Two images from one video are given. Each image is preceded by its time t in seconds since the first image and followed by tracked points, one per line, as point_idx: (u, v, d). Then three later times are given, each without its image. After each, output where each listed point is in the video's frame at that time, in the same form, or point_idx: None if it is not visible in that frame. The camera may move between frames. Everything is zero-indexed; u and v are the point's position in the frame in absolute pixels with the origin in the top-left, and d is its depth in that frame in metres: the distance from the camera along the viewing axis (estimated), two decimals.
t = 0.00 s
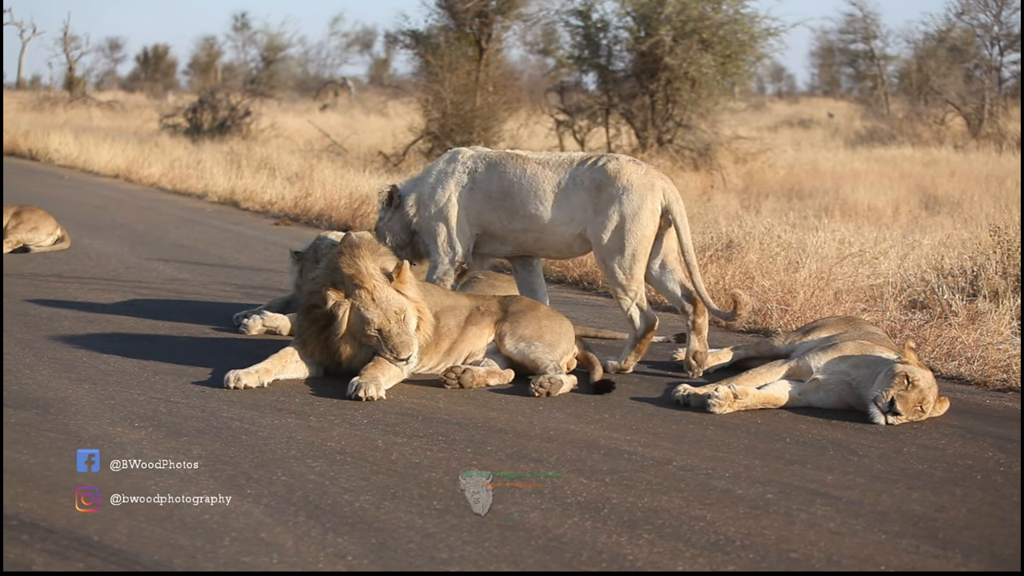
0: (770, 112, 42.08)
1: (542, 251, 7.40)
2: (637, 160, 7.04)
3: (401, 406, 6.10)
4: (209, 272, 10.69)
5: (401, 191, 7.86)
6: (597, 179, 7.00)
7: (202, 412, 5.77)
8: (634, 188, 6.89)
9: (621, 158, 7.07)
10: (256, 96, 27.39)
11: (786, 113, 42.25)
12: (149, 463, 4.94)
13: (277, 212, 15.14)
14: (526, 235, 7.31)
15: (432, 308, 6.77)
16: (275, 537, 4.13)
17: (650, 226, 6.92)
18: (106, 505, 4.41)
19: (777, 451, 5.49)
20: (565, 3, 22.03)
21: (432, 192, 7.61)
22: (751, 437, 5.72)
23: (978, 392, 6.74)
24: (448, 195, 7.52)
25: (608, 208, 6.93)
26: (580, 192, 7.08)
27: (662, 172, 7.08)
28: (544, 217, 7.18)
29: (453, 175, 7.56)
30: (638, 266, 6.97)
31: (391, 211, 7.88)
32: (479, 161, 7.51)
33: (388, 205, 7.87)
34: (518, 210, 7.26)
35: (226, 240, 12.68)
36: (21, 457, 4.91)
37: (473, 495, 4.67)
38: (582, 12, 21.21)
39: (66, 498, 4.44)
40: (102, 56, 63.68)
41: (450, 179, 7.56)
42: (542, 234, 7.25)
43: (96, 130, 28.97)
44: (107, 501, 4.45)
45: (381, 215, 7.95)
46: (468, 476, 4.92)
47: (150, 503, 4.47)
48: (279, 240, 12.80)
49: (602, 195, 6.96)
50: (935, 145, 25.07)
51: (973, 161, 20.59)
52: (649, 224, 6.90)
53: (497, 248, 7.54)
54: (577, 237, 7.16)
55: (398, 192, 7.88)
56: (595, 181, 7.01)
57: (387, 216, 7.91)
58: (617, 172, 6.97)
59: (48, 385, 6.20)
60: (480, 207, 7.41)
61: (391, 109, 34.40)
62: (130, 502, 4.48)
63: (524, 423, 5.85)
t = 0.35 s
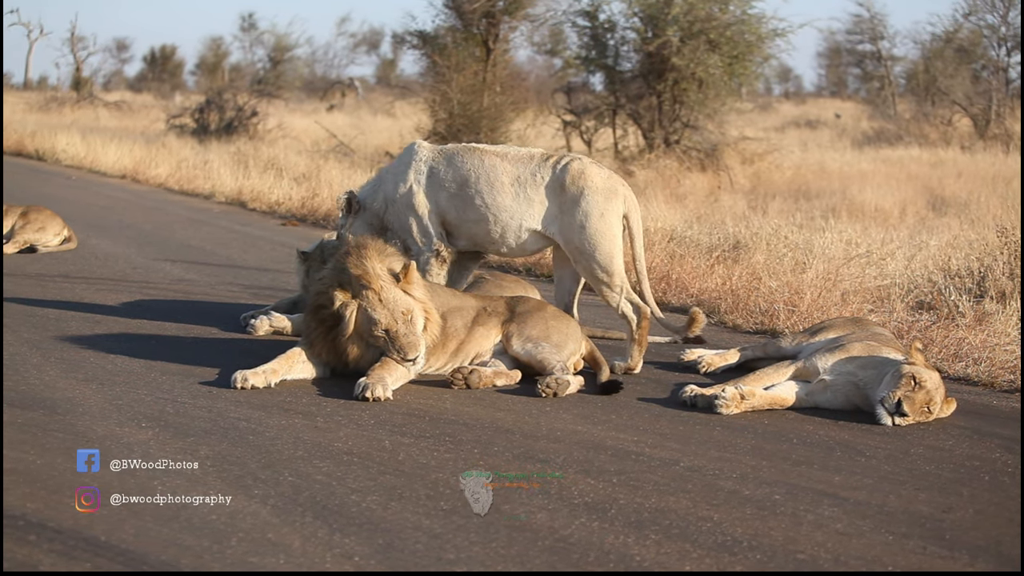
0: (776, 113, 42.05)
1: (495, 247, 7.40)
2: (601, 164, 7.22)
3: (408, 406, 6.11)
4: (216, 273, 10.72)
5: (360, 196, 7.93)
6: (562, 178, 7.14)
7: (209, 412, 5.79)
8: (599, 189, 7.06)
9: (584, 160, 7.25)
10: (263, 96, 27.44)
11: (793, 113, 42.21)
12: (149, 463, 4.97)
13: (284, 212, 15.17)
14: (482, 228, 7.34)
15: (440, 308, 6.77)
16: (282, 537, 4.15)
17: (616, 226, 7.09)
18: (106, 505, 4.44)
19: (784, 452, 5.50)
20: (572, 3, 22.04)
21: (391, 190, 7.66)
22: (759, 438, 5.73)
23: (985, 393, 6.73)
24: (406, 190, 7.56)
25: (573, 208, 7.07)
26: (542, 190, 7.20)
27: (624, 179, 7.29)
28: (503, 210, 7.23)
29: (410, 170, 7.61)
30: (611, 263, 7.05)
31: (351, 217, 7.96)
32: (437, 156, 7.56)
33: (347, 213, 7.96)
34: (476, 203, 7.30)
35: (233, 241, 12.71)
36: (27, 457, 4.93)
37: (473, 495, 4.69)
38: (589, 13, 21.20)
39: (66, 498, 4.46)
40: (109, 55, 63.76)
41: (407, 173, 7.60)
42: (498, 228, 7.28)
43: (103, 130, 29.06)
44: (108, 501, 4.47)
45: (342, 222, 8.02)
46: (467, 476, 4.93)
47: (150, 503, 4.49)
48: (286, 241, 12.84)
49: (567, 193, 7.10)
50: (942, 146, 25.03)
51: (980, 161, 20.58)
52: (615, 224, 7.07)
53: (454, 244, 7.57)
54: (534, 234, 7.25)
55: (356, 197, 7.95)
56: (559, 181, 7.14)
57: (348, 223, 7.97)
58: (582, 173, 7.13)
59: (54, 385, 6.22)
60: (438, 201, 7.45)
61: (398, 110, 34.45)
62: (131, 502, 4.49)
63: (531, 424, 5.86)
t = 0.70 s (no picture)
0: (795, 119, 41.96)
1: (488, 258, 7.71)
2: (579, 166, 7.41)
3: (433, 419, 6.16)
4: (239, 288, 10.83)
5: (352, 225, 8.06)
6: (544, 184, 7.37)
7: (234, 427, 5.86)
8: (580, 192, 7.25)
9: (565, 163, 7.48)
10: (283, 111, 27.66)
11: (812, 120, 42.16)
12: (149, 462, 5.24)
13: (306, 226, 15.29)
14: (473, 238, 7.63)
15: (463, 320, 6.82)
16: (310, 551, 4.20)
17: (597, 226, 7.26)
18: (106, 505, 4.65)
19: (809, 459, 5.51)
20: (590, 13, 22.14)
21: (383, 211, 7.96)
22: (783, 445, 5.75)
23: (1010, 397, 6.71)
24: (397, 207, 7.88)
25: (556, 213, 7.28)
26: (527, 197, 7.45)
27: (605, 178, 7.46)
28: (492, 220, 7.53)
29: (398, 187, 7.93)
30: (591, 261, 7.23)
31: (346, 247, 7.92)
32: (424, 171, 7.86)
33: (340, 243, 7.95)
34: (464, 217, 7.63)
35: (255, 256, 12.82)
36: (55, 474, 5.00)
37: (474, 495, 4.88)
38: (607, 22, 21.26)
39: (66, 499, 4.69)
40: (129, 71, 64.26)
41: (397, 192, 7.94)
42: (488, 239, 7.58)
43: (123, 147, 29.35)
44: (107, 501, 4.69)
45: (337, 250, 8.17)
46: (468, 476, 5.14)
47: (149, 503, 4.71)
48: (308, 255, 12.94)
49: (550, 197, 7.32)
50: (962, 150, 24.95)
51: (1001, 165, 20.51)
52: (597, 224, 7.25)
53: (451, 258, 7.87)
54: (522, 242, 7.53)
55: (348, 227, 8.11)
56: (540, 187, 7.38)
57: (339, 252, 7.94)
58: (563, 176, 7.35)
59: (80, 403, 6.31)
60: (427, 215, 7.75)
61: (418, 123, 34.68)
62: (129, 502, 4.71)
63: (557, 435, 5.90)
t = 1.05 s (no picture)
0: (821, 129, 41.80)
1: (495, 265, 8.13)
2: (580, 173, 7.84)
3: (460, 430, 6.21)
4: (265, 300, 10.93)
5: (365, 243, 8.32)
6: (544, 191, 7.80)
7: (261, 440, 5.93)
8: (576, 201, 7.72)
9: (565, 172, 7.90)
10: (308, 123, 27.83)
11: (838, 129, 41.95)
12: (148, 463, 5.47)
13: (332, 238, 15.40)
14: (480, 245, 8.04)
15: (490, 332, 6.85)
16: (336, 564, 4.25)
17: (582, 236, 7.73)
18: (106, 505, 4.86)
19: (836, 469, 5.51)
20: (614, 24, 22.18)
21: (397, 225, 8.30)
22: (810, 455, 5.74)
23: None
24: (410, 220, 8.24)
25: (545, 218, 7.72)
26: (525, 204, 7.86)
27: (604, 187, 7.91)
28: (496, 227, 7.94)
29: (412, 202, 8.29)
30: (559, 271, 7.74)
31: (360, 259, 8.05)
32: (435, 183, 8.24)
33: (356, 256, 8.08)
34: (472, 224, 8.01)
35: (282, 268, 12.92)
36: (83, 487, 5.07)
37: (473, 495, 5.06)
38: (631, 33, 21.29)
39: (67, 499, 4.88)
40: (154, 83, 64.77)
41: (410, 206, 8.30)
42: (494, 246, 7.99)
43: (148, 160, 29.62)
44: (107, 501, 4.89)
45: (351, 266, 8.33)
46: (468, 476, 5.33)
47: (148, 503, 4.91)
48: (334, 267, 13.03)
49: (547, 205, 7.75)
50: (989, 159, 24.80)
51: None
52: (582, 234, 7.72)
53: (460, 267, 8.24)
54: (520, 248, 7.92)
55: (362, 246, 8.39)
56: (541, 193, 7.81)
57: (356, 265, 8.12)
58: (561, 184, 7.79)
59: (107, 416, 6.38)
60: (439, 224, 8.10)
61: (443, 134, 34.80)
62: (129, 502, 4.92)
63: (584, 446, 5.93)
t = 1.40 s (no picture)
0: (843, 147, 41.65)
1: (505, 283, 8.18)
2: (584, 192, 7.87)
3: (481, 447, 6.23)
4: (287, 317, 10.99)
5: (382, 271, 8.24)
6: (548, 210, 7.86)
7: (282, 457, 5.97)
8: (578, 220, 7.76)
9: (570, 190, 7.95)
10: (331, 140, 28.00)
11: (861, 147, 41.84)
12: (149, 463, 5.80)
13: (354, 255, 15.48)
14: (489, 264, 8.08)
15: (512, 349, 6.88)
16: None
17: (588, 258, 7.78)
18: (105, 505, 5.10)
19: (857, 486, 5.50)
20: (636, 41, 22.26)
21: (412, 249, 8.25)
22: (832, 473, 5.73)
23: None
24: (424, 242, 8.21)
25: (552, 238, 7.77)
26: (532, 224, 7.93)
27: (608, 205, 7.93)
28: (503, 246, 8.00)
29: (424, 225, 8.29)
30: (567, 296, 7.78)
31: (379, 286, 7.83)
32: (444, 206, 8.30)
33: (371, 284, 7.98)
34: (481, 243, 8.06)
35: (304, 285, 13.01)
36: (104, 505, 5.11)
37: (473, 494, 5.32)
38: (654, 50, 21.34)
39: (69, 498, 5.14)
40: (177, 100, 65.33)
41: (423, 230, 8.30)
42: (502, 264, 8.04)
43: (170, 177, 29.85)
44: (106, 501, 5.14)
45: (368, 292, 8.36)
46: (468, 476, 5.62)
47: (149, 503, 5.17)
48: (356, 284, 13.10)
49: (551, 224, 7.81)
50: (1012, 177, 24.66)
51: None
52: (587, 255, 7.76)
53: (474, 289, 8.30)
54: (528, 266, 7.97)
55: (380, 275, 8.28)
56: (545, 211, 7.87)
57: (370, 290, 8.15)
58: (566, 204, 7.84)
59: (128, 432, 6.45)
60: (452, 245, 8.10)
61: (465, 151, 34.92)
62: (129, 502, 5.17)
63: (605, 463, 5.94)
